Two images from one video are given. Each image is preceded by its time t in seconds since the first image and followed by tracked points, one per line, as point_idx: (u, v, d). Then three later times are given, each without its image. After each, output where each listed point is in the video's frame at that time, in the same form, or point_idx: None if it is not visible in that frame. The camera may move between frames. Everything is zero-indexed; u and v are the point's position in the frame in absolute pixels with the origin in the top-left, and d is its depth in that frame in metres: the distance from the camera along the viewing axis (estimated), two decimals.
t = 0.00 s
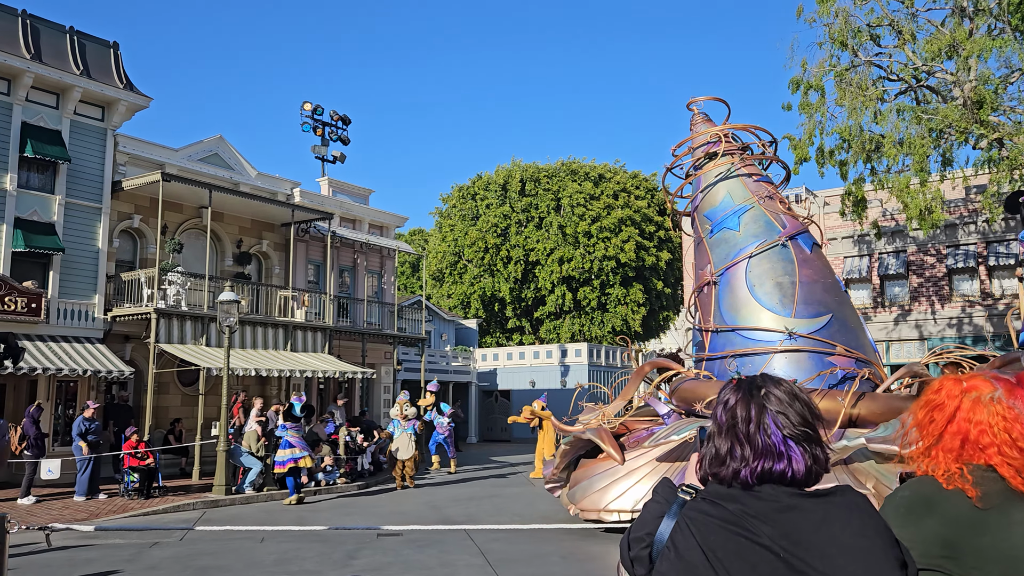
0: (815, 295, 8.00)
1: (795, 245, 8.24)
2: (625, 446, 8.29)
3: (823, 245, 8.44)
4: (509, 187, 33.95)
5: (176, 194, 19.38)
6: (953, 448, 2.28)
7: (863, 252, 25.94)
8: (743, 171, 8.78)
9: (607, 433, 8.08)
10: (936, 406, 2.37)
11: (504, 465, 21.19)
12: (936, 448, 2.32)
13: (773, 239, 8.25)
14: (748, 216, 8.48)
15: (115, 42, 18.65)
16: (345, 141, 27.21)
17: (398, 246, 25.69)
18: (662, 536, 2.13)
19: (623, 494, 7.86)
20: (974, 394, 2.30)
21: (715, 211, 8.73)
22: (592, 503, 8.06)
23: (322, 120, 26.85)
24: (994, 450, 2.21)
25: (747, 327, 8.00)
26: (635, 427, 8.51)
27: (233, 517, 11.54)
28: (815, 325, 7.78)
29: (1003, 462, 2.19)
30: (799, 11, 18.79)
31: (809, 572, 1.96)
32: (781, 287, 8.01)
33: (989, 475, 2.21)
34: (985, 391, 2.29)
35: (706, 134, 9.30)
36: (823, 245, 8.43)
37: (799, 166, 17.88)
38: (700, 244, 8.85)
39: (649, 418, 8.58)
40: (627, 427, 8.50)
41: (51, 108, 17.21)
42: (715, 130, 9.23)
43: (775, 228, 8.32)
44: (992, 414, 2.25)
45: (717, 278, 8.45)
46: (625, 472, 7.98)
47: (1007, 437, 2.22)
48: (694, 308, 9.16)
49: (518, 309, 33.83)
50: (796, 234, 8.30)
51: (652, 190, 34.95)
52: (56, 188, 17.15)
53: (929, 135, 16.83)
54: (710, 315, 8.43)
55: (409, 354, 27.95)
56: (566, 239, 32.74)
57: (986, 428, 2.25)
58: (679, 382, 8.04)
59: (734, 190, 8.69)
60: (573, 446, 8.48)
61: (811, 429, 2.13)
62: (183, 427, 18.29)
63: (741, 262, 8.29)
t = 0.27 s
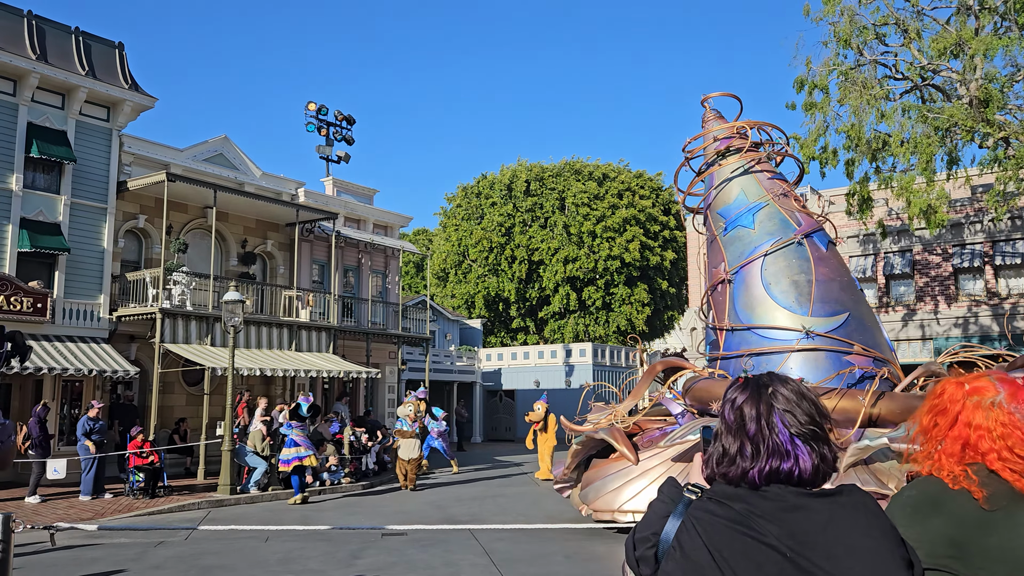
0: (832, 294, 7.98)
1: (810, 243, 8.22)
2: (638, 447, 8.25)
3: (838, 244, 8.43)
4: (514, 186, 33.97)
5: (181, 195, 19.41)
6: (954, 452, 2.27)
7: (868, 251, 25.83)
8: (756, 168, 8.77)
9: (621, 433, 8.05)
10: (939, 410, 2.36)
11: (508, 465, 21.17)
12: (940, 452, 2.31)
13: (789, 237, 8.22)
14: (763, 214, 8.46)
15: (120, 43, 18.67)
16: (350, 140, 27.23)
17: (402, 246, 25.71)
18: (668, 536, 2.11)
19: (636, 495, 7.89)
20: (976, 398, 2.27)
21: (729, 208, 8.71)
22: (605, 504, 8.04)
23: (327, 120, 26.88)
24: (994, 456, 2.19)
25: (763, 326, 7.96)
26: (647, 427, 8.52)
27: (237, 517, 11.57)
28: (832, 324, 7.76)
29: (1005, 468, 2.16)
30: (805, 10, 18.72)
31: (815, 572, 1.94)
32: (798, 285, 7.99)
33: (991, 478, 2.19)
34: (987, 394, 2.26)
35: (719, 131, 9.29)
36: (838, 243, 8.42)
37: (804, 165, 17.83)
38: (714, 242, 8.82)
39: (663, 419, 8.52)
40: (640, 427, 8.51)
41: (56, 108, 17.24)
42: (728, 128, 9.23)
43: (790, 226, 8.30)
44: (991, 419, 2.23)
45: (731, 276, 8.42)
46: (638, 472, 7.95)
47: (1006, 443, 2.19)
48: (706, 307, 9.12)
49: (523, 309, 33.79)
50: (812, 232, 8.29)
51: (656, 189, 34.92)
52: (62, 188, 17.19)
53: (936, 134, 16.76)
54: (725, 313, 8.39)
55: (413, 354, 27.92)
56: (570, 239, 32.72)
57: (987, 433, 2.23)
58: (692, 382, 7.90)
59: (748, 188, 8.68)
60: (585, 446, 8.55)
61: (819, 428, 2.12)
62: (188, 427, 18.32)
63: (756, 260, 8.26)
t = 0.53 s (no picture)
0: (846, 292, 7.97)
1: (823, 241, 8.21)
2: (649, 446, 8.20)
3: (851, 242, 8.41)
4: (517, 186, 34.00)
5: (185, 194, 19.46)
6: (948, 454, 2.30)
7: (872, 251, 25.76)
8: (768, 166, 8.77)
9: (634, 432, 7.98)
10: (934, 412, 2.41)
11: (511, 464, 21.18)
12: (935, 452, 2.35)
13: (802, 235, 8.21)
14: (776, 212, 8.45)
15: (124, 43, 18.73)
16: (353, 140, 27.25)
17: (406, 245, 25.73)
18: (667, 532, 2.12)
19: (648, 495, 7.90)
20: (969, 400, 2.32)
21: (741, 206, 8.69)
22: (618, 503, 7.99)
23: (330, 120, 26.92)
24: (985, 458, 2.22)
25: (777, 324, 7.93)
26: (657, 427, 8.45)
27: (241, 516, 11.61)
28: (847, 322, 7.75)
29: (999, 467, 2.19)
30: (809, 8, 18.68)
31: (814, 570, 1.95)
32: (812, 283, 7.97)
33: (985, 478, 2.21)
34: (980, 396, 2.30)
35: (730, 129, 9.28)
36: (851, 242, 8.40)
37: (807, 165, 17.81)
38: (725, 240, 8.80)
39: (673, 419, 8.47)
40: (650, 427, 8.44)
41: (61, 108, 17.30)
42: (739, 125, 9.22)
43: (803, 224, 8.29)
44: (982, 422, 2.27)
45: (744, 274, 8.39)
46: (651, 472, 7.95)
47: (997, 444, 2.22)
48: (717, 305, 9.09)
49: (526, 309, 33.79)
50: (825, 230, 8.26)
51: (659, 188, 34.89)
52: (66, 188, 17.24)
53: (940, 133, 16.73)
54: (738, 311, 8.37)
55: (417, 354, 27.92)
56: (574, 238, 32.72)
57: (978, 435, 2.27)
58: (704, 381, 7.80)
59: (760, 186, 8.67)
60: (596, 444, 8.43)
61: (817, 426, 2.12)
62: (191, 426, 18.36)
63: (769, 258, 8.24)
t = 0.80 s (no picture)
0: (858, 291, 7.61)
1: (836, 239, 7.81)
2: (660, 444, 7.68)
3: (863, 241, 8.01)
4: (519, 185, 34.02)
5: (186, 194, 19.48)
6: (944, 449, 2.31)
7: (874, 249, 25.72)
8: (778, 163, 8.34)
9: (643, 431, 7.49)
10: (933, 408, 2.43)
11: (512, 463, 21.19)
12: (931, 449, 2.36)
13: (813, 232, 7.79)
14: (787, 208, 8.03)
15: (126, 42, 18.76)
16: (354, 139, 27.25)
17: (407, 244, 25.74)
18: (659, 530, 2.14)
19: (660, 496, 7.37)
20: (967, 395, 2.34)
21: (751, 203, 8.27)
22: (627, 504, 7.53)
23: (331, 120, 26.94)
24: (980, 454, 2.24)
25: (789, 322, 7.53)
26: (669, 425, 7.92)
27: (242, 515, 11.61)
28: (860, 320, 7.39)
29: (993, 464, 2.21)
30: (809, 7, 18.68)
31: (807, 566, 1.96)
32: (824, 281, 7.57)
33: (980, 477, 2.22)
34: (978, 392, 2.32)
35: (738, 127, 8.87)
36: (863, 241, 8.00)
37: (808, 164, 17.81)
38: (734, 238, 8.36)
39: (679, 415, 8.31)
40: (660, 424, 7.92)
41: (63, 108, 17.34)
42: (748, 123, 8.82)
43: (815, 221, 7.87)
44: (981, 418, 2.29)
45: (755, 270, 7.97)
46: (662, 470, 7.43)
47: (995, 441, 2.23)
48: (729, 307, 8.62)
49: (528, 308, 33.78)
50: (837, 227, 7.85)
51: (660, 188, 34.91)
52: (68, 187, 17.27)
53: (941, 132, 16.72)
54: (748, 308, 7.96)
55: (418, 353, 27.93)
56: (575, 237, 32.73)
57: (976, 430, 2.28)
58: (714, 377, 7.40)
59: (771, 183, 8.25)
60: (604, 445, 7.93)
61: (808, 423, 2.14)
62: (193, 425, 18.39)
63: (780, 255, 7.80)
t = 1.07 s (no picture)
0: (871, 287, 6.98)
1: (848, 236, 7.19)
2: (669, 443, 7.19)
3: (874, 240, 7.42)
4: (518, 184, 34.02)
5: (185, 193, 19.47)
6: (943, 446, 2.31)
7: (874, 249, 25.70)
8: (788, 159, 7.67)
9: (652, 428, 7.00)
10: (930, 404, 2.42)
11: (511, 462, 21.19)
12: (929, 446, 2.36)
13: (824, 230, 7.17)
14: (797, 205, 7.38)
15: (125, 41, 18.74)
16: (354, 138, 27.24)
17: (406, 243, 25.73)
18: (654, 529, 2.14)
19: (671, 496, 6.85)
20: (965, 392, 2.34)
21: (759, 200, 7.59)
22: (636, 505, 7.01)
23: (331, 118, 26.92)
24: (979, 450, 2.24)
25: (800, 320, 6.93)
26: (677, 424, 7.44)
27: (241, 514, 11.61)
28: (873, 318, 6.79)
29: (991, 461, 2.21)
30: (809, 6, 18.68)
31: (801, 565, 1.96)
32: (836, 278, 6.97)
33: (978, 475, 2.22)
34: (977, 388, 2.32)
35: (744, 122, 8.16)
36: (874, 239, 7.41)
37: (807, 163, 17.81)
38: (742, 236, 7.69)
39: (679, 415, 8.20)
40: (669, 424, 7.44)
41: (62, 107, 17.32)
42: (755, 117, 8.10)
43: (825, 219, 7.25)
44: (980, 414, 2.29)
45: (764, 269, 7.32)
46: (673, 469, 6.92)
47: (994, 437, 2.24)
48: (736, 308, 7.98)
49: (527, 307, 33.78)
50: (848, 225, 7.23)
51: (660, 187, 34.94)
52: (67, 187, 17.27)
53: (940, 131, 16.73)
54: (757, 307, 7.31)
55: (417, 352, 27.93)
56: (575, 236, 32.74)
57: (975, 426, 2.28)
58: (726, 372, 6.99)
59: (779, 179, 7.57)
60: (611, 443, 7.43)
61: (801, 422, 2.15)
62: (193, 424, 18.42)
63: (791, 253, 7.19)
